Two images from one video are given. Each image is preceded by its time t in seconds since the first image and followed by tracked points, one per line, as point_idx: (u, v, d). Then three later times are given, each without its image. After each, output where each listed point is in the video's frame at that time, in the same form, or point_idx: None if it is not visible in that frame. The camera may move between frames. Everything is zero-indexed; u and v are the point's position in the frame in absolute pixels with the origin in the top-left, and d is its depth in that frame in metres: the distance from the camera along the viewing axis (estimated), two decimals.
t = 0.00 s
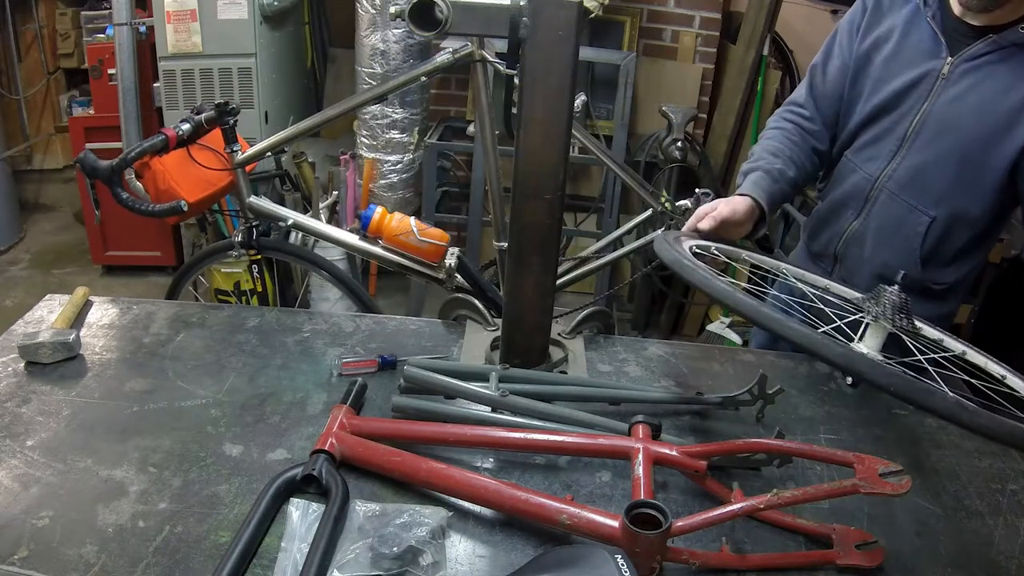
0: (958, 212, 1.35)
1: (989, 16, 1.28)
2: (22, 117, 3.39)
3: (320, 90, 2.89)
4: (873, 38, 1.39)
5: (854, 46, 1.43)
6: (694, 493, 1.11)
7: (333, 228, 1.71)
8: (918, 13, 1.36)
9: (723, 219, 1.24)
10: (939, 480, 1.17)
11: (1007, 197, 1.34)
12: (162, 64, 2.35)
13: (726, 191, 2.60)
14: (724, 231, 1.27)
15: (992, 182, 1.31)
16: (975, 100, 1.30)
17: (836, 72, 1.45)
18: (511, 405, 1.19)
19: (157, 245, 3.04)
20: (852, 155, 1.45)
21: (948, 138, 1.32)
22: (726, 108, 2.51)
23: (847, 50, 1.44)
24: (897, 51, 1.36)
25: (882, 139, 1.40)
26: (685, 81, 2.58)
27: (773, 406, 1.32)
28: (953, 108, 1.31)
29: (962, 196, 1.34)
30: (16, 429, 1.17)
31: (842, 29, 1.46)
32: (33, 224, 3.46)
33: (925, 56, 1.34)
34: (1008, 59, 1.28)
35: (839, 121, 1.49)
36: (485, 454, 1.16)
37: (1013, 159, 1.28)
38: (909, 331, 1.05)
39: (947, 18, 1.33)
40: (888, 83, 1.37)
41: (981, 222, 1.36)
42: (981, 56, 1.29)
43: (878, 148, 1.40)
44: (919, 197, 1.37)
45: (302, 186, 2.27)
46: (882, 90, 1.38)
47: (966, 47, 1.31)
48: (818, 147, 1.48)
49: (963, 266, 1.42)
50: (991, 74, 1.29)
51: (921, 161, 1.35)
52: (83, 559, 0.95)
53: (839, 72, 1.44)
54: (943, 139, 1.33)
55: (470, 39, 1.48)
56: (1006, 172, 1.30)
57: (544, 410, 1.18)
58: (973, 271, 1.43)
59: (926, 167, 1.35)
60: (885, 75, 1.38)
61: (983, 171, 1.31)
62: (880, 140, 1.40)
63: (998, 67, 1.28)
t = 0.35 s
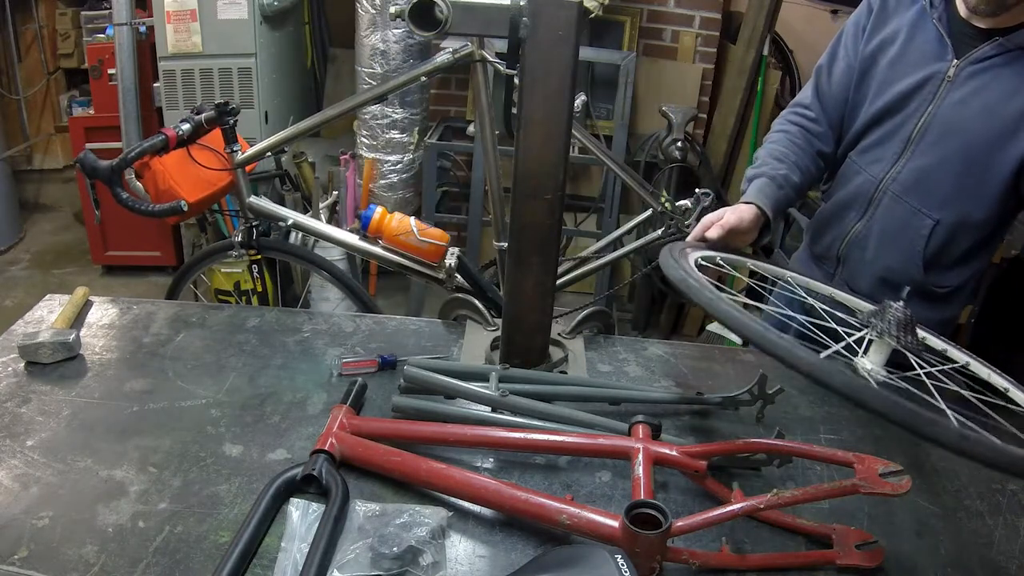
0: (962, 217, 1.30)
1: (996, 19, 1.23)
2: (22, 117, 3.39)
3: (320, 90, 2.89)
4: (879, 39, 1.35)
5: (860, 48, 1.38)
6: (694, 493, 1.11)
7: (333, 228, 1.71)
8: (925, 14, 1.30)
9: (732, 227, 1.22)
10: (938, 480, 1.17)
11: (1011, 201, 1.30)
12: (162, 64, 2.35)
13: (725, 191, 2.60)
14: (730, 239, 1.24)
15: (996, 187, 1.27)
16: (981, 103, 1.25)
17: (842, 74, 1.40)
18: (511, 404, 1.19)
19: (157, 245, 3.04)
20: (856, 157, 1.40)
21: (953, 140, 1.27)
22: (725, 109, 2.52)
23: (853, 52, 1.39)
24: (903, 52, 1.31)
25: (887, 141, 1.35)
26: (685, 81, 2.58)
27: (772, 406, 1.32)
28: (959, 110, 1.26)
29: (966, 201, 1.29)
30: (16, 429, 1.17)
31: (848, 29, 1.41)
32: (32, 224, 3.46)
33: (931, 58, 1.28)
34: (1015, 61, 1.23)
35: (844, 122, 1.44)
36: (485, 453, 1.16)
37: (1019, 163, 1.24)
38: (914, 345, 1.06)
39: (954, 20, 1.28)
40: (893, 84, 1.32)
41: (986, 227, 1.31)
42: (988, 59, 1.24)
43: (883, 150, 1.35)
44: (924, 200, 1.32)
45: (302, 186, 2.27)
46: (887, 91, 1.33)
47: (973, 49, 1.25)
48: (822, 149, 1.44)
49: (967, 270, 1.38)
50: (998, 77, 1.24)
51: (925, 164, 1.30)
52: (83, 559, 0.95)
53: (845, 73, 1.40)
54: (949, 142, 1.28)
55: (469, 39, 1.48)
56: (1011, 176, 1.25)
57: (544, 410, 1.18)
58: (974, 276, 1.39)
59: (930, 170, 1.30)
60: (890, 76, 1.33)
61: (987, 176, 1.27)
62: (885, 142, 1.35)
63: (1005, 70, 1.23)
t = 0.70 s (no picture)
0: (963, 219, 1.30)
1: (998, 21, 1.23)
2: (22, 117, 3.40)
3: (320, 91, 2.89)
4: (883, 39, 1.34)
5: (864, 47, 1.38)
6: (694, 493, 1.11)
7: (333, 228, 1.71)
8: (928, 15, 1.30)
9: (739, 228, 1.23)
10: (939, 480, 1.17)
11: (1012, 203, 1.30)
12: (162, 64, 2.35)
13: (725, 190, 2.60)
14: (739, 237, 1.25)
15: (997, 189, 1.27)
16: (983, 105, 1.25)
17: (845, 73, 1.40)
18: (511, 404, 1.19)
19: (157, 245, 3.04)
20: (859, 156, 1.40)
21: (955, 141, 1.27)
22: (725, 108, 2.52)
23: (857, 51, 1.39)
24: (907, 53, 1.31)
25: (889, 142, 1.35)
26: (685, 80, 2.57)
27: (772, 406, 1.32)
28: (960, 112, 1.26)
29: (968, 203, 1.29)
30: (16, 429, 1.17)
31: (852, 30, 1.41)
32: (33, 224, 3.46)
33: (934, 58, 1.28)
34: (1017, 63, 1.23)
35: (848, 122, 1.44)
36: (485, 453, 1.16)
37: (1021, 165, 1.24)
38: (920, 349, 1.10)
39: (957, 22, 1.28)
40: (896, 84, 1.32)
41: (987, 228, 1.31)
42: (991, 60, 1.24)
43: (885, 150, 1.35)
44: (925, 201, 1.32)
45: (302, 186, 2.27)
46: (890, 90, 1.33)
47: (975, 51, 1.25)
48: (826, 148, 1.44)
49: (967, 271, 1.38)
50: (999, 79, 1.24)
51: (927, 165, 1.30)
52: (83, 559, 0.95)
53: (849, 73, 1.40)
54: (951, 142, 1.28)
55: (469, 39, 1.48)
56: (1012, 178, 1.25)
57: (544, 409, 1.18)
58: (975, 276, 1.39)
59: (932, 171, 1.30)
60: (894, 76, 1.33)
61: (989, 178, 1.27)
62: (888, 142, 1.35)
63: (1007, 72, 1.23)
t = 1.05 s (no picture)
0: (963, 219, 1.30)
1: (999, 22, 1.24)
2: (22, 117, 3.40)
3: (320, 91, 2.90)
4: (884, 40, 1.34)
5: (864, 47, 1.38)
6: (694, 493, 1.11)
7: (334, 228, 1.71)
8: (929, 17, 1.30)
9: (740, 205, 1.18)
10: (939, 480, 1.17)
11: (1012, 203, 1.30)
12: (162, 64, 2.35)
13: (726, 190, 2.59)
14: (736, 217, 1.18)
15: (997, 189, 1.27)
16: (983, 105, 1.25)
17: (845, 73, 1.40)
18: (511, 405, 1.19)
19: (157, 245, 3.04)
20: (860, 156, 1.40)
21: (956, 141, 1.27)
22: (725, 109, 2.52)
23: (857, 49, 1.39)
24: (908, 53, 1.31)
25: (891, 141, 1.34)
26: (685, 81, 2.57)
27: (772, 406, 1.32)
28: (961, 112, 1.26)
29: (968, 203, 1.29)
30: (16, 429, 1.17)
31: (853, 29, 1.41)
32: (33, 224, 3.46)
33: (936, 59, 1.28)
34: (1017, 63, 1.23)
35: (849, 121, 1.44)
36: (485, 454, 1.16)
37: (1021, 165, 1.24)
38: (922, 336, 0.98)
39: (959, 22, 1.29)
40: (898, 83, 1.32)
41: (986, 228, 1.31)
42: (991, 60, 1.24)
43: (887, 150, 1.35)
44: (925, 200, 1.31)
45: (302, 185, 2.27)
46: (892, 89, 1.33)
47: (976, 51, 1.26)
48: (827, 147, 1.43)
49: (967, 269, 1.38)
50: (1000, 79, 1.24)
51: (928, 164, 1.30)
52: (83, 559, 0.95)
53: (850, 72, 1.39)
54: (952, 142, 1.28)
55: (470, 39, 1.48)
56: (1012, 179, 1.25)
57: (544, 410, 1.18)
58: (974, 275, 1.39)
59: (933, 170, 1.30)
60: (896, 76, 1.32)
61: (990, 178, 1.27)
62: (890, 141, 1.34)
63: (1008, 73, 1.24)
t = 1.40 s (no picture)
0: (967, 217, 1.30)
1: (1006, 22, 1.22)
2: (22, 117, 3.40)
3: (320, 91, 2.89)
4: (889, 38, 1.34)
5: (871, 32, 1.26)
6: (694, 493, 1.11)
7: (334, 228, 1.70)
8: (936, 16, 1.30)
9: (857, 34, 0.99)
10: (939, 480, 1.17)
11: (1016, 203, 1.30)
12: (162, 64, 2.35)
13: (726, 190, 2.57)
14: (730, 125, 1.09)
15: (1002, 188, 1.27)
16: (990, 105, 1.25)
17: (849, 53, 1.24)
18: (511, 405, 1.19)
19: (157, 245, 3.04)
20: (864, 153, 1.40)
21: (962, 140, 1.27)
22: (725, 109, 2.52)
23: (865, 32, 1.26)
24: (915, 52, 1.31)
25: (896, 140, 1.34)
26: (685, 81, 2.58)
27: (772, 406, 1.32)
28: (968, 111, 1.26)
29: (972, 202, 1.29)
30: (16, 429, 1.17)
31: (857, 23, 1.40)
32: (33, 224, 3.46)
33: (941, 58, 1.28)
34: None
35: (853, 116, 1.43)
36: (485, 454, 1.16)
37: None
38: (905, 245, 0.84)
39: (967, 22, 1.27)
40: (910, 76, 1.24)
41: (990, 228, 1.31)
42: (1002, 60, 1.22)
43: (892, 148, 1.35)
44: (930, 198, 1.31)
45: (302, 186, 2.27)
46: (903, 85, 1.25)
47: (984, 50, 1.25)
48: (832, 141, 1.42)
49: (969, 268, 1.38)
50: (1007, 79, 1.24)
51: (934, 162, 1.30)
52: (83, 559, 0.95)
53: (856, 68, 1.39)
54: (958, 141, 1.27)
55: (469, 39, 1.48)
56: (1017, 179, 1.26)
57: (544, 410, 1.18)
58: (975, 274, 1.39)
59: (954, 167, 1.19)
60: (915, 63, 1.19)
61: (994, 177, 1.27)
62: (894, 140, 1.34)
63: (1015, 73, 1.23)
